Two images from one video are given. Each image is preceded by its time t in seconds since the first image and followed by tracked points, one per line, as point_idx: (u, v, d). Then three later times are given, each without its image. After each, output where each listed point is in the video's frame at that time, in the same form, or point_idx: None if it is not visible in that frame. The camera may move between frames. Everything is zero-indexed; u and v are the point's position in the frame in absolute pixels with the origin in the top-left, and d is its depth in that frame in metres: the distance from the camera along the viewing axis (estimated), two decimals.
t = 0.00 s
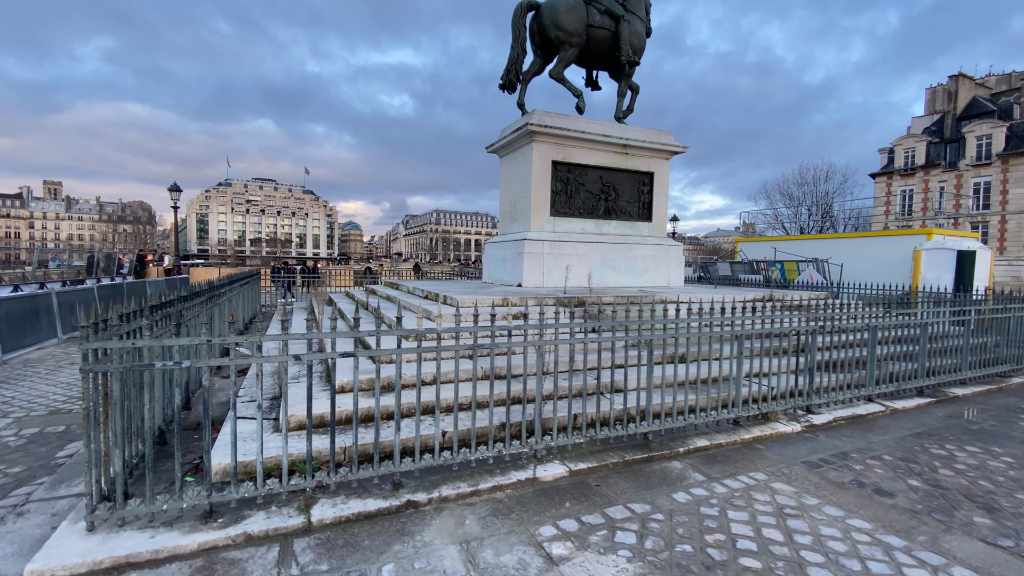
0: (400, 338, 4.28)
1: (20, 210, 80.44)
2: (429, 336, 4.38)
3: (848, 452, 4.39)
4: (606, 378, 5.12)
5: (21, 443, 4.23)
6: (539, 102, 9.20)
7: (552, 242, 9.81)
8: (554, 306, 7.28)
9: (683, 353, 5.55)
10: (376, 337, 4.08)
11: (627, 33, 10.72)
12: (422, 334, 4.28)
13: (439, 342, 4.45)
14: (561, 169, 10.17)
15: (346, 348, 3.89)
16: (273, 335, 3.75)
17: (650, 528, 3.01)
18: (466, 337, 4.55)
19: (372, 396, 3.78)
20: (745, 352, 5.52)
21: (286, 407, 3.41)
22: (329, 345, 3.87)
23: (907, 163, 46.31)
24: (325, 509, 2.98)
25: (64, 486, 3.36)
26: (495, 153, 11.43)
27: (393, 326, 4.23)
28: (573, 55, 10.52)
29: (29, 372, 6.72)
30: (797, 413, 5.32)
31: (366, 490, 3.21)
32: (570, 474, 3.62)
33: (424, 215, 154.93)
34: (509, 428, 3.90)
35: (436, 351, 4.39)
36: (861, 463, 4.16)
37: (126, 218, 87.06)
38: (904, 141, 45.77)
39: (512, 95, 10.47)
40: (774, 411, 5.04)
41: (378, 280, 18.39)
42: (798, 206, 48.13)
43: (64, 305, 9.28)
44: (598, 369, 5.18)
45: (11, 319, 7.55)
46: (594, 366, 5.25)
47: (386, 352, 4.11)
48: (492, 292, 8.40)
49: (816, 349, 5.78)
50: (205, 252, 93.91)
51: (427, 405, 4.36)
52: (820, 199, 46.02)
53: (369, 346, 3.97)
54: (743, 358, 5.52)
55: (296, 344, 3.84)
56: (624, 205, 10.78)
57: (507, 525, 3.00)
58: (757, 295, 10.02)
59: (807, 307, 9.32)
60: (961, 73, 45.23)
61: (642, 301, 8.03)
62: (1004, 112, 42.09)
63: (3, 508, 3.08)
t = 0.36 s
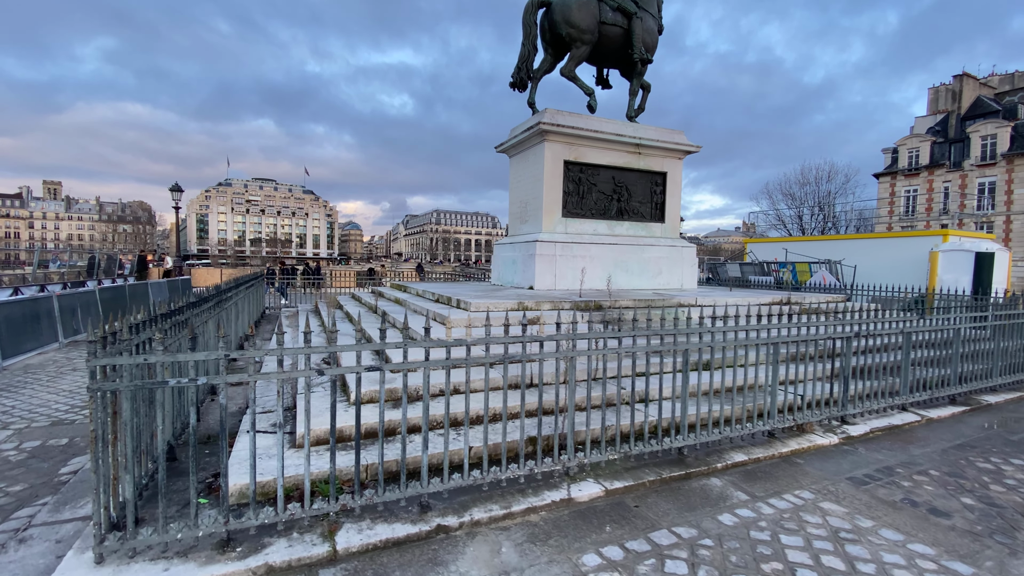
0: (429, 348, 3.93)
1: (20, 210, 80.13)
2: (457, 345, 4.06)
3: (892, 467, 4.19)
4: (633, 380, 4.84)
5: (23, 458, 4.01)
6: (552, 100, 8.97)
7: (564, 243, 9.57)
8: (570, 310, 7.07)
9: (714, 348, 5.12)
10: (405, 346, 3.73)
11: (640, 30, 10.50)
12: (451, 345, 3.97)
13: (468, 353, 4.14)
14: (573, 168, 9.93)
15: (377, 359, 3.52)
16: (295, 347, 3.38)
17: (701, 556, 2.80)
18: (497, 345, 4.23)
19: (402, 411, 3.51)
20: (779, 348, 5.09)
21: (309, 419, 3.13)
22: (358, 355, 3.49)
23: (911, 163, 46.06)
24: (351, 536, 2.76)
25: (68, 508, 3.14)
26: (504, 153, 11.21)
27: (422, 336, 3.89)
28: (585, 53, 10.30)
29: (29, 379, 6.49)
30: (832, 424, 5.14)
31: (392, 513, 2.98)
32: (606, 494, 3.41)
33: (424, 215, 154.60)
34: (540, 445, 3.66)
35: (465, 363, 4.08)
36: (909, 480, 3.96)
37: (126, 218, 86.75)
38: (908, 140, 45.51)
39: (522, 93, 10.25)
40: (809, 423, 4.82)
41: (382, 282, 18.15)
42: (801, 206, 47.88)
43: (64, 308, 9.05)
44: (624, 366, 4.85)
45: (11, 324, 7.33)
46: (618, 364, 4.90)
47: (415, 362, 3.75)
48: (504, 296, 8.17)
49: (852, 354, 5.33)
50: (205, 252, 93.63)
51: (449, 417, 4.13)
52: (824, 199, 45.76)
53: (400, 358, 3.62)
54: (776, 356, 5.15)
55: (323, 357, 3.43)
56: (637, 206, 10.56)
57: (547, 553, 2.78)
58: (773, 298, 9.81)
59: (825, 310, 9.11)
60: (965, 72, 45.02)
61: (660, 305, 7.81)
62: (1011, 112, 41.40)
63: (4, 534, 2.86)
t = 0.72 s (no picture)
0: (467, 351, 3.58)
1: (19, 210, 79.86)
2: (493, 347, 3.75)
3: (937, 475, 4.03)
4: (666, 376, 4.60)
5: (28, 466, 3.82)
6: (566, 96, 8.78)
7: (578, 242, 9.37)
8: (587, 310, 6.87)
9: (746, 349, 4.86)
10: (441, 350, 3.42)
11: (653, 25, 10.31)
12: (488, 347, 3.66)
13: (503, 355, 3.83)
14: (586, 166, 9.73)
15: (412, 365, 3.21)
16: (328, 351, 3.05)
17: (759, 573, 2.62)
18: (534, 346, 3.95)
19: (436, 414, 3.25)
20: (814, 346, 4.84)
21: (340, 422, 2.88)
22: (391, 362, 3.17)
23: (915, 162, 45.81)
24: (384, 553, 2.57)
25: (78, 522, 2.94)
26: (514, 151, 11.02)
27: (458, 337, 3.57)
28: (597, 49, 10.11)
29: (31, 382, 6.28)
30: (868, 428, 4.98)
31: (426, 527, 2.80)
32: (648, 506, 3.22)
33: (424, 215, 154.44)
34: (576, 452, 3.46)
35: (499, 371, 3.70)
36: (959, 489, 3.79)
37: (126, 218, 86.44)
38: (912, 140, 45.28)
39: (534, 89, 10.06)
40: (846, 429, 4.65)
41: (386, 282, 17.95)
42: (804, 206, 47.67)
43: (67, 308, 8.85)
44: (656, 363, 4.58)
45: (13, 324, 7.13)
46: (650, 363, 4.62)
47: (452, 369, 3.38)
48: (518, 295, 7.96)
49: (889, 354, 5.10)
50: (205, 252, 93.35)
51: (475, 423, 3.92)
52: (827, 198, 45.54)
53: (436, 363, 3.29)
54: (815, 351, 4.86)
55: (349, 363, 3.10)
56: (650, 204, 10.38)
57: (594, 570, 2.60)
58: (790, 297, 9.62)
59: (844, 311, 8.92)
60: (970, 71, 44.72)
61: (678, 306, 7.60)
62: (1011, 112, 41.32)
63: (10, 551, 2.67)
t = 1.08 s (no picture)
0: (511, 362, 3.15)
1: (19, 210, 79.59)
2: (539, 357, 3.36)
3: (986, 487, 3.88)
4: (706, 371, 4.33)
5: (39, 481, 3.64)
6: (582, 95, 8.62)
7: (592, 244, 9.20)
8: (607, 314, 6.70)
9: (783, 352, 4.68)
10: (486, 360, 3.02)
11: (668, 24, 10.14)
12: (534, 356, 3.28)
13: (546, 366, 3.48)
14: (600, 166, 9.57)
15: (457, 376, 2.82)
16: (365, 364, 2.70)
17: None
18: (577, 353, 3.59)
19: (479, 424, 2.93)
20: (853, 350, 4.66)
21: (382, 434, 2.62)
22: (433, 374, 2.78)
23: (919, 162, 45.61)
24: None
25: (97, 544, 2.78)
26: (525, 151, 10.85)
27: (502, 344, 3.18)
28: (611, 47, 9.95)
29: (37, 388, 6.10)
30: (906, 437, 4.83)
31: (469, 550, 2.63)
32: (696, 524, 3.05)
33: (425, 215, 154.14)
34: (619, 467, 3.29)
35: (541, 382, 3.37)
36: (1012, 503, 3.65)
37: (125, 217, 86.19)
38: (916, 140, 45.08)
39: (547, 88, 9.89)
40: (887, 439, 4.49)
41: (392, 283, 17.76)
42: (807, 206, 47.47)
43: (73, 311, 8.67)
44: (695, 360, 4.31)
45: (18, 328, 6.95)
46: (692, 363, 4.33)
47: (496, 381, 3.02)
48: (533, 298, 7.80)
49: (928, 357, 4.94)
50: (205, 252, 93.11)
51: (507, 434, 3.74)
52: (830, 198, 45.34)
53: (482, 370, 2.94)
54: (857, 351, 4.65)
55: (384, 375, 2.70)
56: (664, 205, 10.22)
57: None
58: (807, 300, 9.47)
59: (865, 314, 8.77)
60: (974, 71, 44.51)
61: (698, 309, 7.43)
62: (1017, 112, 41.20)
63: None
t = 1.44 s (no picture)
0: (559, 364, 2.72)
1: (18, 210, 79.29)
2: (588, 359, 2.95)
3: None
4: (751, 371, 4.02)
5: (47, 491, 3.45)
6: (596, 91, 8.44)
7: (606, 243, 9.03)
8: (627, 315, 6.51)
9: (828, 356, 4.29)
10: (531, 363, 2.63)
11: (681, 19, 9.97)
12: (583, 359, 2.91)
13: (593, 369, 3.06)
14: (614, 164, 9.39)
15: (501, 381, 2.51)
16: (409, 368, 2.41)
17: None
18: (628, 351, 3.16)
19: (523, 429, 2.67)
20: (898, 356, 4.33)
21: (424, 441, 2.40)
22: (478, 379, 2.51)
23: (922, 162, 45.42)
24: None
25: (112, 562, 2.59)
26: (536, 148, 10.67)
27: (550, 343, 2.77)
28: (624, 43, 9.78)
29: (41, 391, 5.91)
30: (947, 442, 4.67)
31: (514, 568, 2.45)
32: (748, 537, 2.88)
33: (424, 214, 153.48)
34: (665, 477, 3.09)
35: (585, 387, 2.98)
36: None
37: (125, 217, 85.92)
38: (919, 139, 44.89)
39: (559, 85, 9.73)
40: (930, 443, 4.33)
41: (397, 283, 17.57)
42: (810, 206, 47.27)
43: (76, 311, 8.47)
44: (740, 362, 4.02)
45: (21, 330, 6.76)
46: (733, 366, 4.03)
47: (541, 386, 2.68)
48: (549, 298, 7.61)
49: (968, 357, 4.76)
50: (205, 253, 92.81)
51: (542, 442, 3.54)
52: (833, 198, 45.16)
53: (528, 374, 2.58)
54: (902, 352, 4.38)
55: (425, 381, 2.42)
56: (678, 203, 10.05)
57: None
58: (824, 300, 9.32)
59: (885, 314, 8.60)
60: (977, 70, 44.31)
61: (719, 310, 7.25)
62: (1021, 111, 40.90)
63: None
